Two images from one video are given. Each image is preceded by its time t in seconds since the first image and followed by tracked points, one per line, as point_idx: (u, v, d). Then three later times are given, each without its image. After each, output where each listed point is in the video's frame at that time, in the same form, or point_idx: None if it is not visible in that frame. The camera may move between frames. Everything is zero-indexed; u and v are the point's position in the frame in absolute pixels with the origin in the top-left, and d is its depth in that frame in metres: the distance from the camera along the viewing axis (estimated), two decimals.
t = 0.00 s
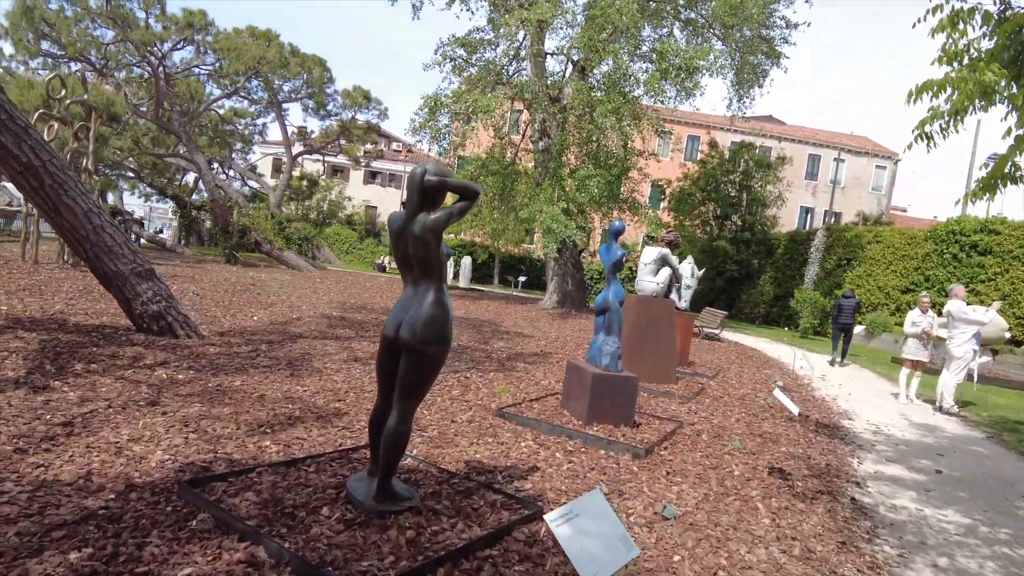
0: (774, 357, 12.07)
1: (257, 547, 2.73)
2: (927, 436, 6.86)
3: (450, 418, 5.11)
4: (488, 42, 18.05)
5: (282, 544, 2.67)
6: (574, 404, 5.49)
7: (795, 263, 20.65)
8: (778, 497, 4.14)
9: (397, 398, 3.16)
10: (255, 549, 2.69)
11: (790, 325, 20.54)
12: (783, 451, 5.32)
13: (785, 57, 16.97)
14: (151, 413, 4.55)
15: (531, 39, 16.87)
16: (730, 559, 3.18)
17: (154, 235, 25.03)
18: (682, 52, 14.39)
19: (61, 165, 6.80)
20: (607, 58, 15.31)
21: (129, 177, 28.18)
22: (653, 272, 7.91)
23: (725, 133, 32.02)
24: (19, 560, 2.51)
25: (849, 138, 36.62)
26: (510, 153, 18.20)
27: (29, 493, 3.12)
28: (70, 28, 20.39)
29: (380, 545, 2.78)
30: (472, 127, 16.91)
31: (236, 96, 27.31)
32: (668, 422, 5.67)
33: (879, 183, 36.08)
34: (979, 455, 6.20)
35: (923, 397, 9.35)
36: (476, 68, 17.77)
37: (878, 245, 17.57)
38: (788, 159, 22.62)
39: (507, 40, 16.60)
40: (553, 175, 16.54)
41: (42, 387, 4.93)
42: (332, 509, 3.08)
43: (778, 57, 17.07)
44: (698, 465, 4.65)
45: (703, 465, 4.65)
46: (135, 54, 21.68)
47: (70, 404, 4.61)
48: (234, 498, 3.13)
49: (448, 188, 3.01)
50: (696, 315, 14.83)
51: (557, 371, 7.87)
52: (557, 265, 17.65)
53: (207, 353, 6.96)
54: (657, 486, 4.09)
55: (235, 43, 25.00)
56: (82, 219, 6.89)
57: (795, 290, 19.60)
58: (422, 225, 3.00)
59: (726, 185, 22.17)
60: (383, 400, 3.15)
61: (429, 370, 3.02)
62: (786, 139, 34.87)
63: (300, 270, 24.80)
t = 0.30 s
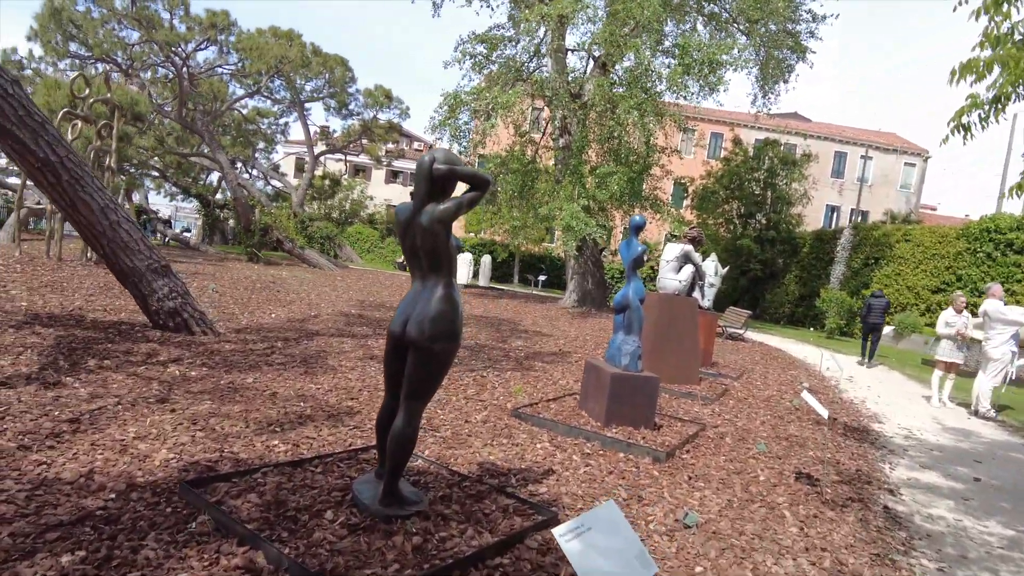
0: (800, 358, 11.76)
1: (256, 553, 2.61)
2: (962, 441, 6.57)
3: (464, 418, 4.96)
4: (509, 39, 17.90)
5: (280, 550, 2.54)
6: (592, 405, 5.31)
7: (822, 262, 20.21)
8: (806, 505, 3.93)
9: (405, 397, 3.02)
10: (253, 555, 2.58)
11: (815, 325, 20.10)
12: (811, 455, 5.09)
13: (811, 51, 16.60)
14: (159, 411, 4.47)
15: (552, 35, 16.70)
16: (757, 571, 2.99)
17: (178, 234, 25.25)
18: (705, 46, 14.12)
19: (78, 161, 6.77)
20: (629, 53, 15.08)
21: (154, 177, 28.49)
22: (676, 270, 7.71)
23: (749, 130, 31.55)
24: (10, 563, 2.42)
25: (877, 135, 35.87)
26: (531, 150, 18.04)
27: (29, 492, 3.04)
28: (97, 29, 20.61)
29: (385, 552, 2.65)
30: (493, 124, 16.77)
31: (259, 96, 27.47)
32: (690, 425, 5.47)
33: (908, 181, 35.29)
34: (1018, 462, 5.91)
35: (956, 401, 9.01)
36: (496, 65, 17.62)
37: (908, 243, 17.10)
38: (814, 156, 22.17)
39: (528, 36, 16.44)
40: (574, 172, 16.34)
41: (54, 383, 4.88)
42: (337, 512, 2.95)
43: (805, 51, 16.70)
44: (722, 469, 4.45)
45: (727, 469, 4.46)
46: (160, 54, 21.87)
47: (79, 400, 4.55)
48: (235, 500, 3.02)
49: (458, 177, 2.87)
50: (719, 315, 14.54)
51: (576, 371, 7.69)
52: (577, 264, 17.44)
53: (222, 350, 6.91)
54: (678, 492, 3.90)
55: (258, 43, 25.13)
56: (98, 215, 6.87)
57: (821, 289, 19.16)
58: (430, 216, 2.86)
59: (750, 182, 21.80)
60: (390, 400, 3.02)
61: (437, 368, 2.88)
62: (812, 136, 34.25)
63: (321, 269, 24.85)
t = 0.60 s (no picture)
0: (830, 359, 11.42)
1: (260, 563, 2.51)
2: (1005, 449, 6.26)
3: (482, 420, 4.83)
4: (533, 35, 17.72)
5: (283, 561, 2.43)
6: (615, 408, 5.14)
7: (853, 261, 19.70)
8: (841, 517, 3.72)
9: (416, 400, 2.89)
10: (257, 564, 2.47)
11: (846, 326, 19.60)
12: (844, 463, 4.86)
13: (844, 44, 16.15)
14: (174, 410, 4.40)
15: (576, 30, 16.48)
16: None
17: (205, 232, 25.54)
18: (734, 40, 13.78)
19: (100, 158, 6.77)
20: (654, 48, 14.80)
21: (183, 175, 28.84)
22: (703, 268, 7.49)
23: (778, 126, 30.95)
24: (7, 570, 2.34)
25: (911, 130, 34.96)
26: (555, 147, 17.85)
27: (34, 494, 2.97)
28: (127, 30, 20.87)
29: (393, 564, 2.52)
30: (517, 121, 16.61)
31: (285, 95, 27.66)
32: (717, 429, 5.27)
33: (943, 178, 34.34)
34: None
35: (996, 406, 8.64)
36: (520, 61, 17.46)
37: (944, 242, 16.57)
38: (845, 152, 21.63)
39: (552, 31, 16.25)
40: (598, 169, 16.11)
41: (71, 380, 4.85)
42: (345, 521, 2.83)
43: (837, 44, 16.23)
44: (750, 478, 4.25)
45: (755, 478, 4.26)
46: (188, 54, 22.08)
47: (95, 398, 4.50)
48: (241, 506, 2.92)
49: (473, 169, 2.72)
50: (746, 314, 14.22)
51: (599, 371, 7.52)
52: (601, 262, 17.21)
53: (241, 348, 6.86)
54: (704, 501, 3.72)
55: (284, 42, 25.34)
56: (120, 212, 6.87)
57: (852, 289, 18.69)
58: (442, 211, 2.72)
59: (779, 180, 21.35)
60: (401, 403, 2.89)
61: (450, 370, 2.74)
62: (843, 132, 33.49)
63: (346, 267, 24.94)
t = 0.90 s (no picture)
0: (860, 360, 11.12)
1: (265, 565, 2.44)
2: None
3: (499, 420, 4.73)
4: (557, 31, 17.56)
5: (286, 563, 2.35)
6: (635, 409, 5.00)
7: (884, 259, 19.23)
8: (871, 525, 3.55)
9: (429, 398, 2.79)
10: (261, 567, 2.40)
11: (876, 325, 19.15)
12: (875, 467, 4.67)
13: (876, 36, 15.74)
14: (188, 406, 4.37)
15: (601, 24, 16.30)
16: None
17: (231, 229, 25.84)
18: (762, 33, 13.49)
19: (122, 154, 6.76)
20: (680, 43, 14.56)
21: (210, 173, 29.20)
22: (729, 265, 7.29)
23: (806, 121, 30.39)
24: (8, 568, 2.30)
25: (944, 125, 34.06)
26: (579, 144, 17.68)
27: (43, 490, 2.94)
28: (156, 30, 21.12)
29: (401, 568, 2.43)
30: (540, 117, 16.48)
31: (310, 93, 27.85)
32: (741, 431, 5.10)
33: (978, 174, 33.43)
34: None
35: None
36: (543, 57, 17.32)
37: (980, 239, 16.07)
38: (877, 148, 21.12)
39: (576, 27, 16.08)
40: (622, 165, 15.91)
41: (89, 375, 4.85)
42: (353, 521, 2.75)
43: (868, 36, 15.84)
44: (776, 482, 4.09)
45: (782, 482, 4.09)
46: (214, 53, 22.29)
47: (111, 393, 4.49)
48: (249, 504, 2.86)
49: (486, 160, 2.61)
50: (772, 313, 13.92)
51: (620, 370, 7.37)
52: (624, 259, 17.01)
53: (261, 344, 6.85)
54: (727, 506, 3.58)
55: (308, 40, 25.52)
56: (141, 208, 6.87)
57: (882, 288, 18.24)
58: (454, 203, 2.60)
59: (808, 176, 20.94)
60: (413, 401, 2.80)
61: (462, 369, 2.64)
62: (874, 127, 32.73)
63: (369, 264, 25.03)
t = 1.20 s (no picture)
0: (885, 359, 10.83)
1: (251, 567, 2.38)
2: None
3: (506, 419, 4.63)
4: (576, 26, 17.38)
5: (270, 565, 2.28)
6: (647, 409, 4.87)
7: (912, 256, 18.75)
8: (891, 533, 3.39)
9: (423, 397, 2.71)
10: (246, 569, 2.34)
11: (904, 324, 18.69)
12: (897, 471, 4.49)
13: (904, 27, 15.32)
14: (192, 403, 4.35)
15: (620, 18, 16.09)
16: None
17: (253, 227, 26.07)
18: (784, 26, 13.20)
19: (135, 152, 6.78)
20: (701, 37, 14.30)
21: (233, 172, 29.51)
22: (747, 261, 7.11)
23: (832, 116, 29.81)
24: None
25: (976, 118, 33.16)
26: (598, 140, 17.48)
27: (37, 486, 2.91)
28: (179, 31, 21.34)
29: (390, 572, 2.35)
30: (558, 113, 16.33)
31: (330, 92, 27.97)
32: (757, 433, 4.94)
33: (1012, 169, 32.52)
34: None
35: None
36: (562, 53, 17.14)
37: (1012, 236, 15.58)
38: (905, 142, 20.60)
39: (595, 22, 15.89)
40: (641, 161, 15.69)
41: (97, 370, 4.85)
42: (345, 522, 2.68)
43: (896, 28, 15.42)
44: (791, 486, 3.93)
45: (797, 486, 3.94)
46: (236, 53, 22.46)
47: (117, 389, 4.49)
48: (241, 503, 2.81)
49: (480, 150, 2.50)
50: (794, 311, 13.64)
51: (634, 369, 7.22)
52: (644, 256, 16.80)
53: (272, 340, 6.84)
54: (738, 510, 3.44)
55: (329, 39, 25.64)
56: (154, 205, 6.89)
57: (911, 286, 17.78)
58: (447, 195, 2.50)
59: (833, 172, 20.50)
60: (407, 400, 2.72)
61: (455, 367, 2.54)
62: (902, 121, 31.98)
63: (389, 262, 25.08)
